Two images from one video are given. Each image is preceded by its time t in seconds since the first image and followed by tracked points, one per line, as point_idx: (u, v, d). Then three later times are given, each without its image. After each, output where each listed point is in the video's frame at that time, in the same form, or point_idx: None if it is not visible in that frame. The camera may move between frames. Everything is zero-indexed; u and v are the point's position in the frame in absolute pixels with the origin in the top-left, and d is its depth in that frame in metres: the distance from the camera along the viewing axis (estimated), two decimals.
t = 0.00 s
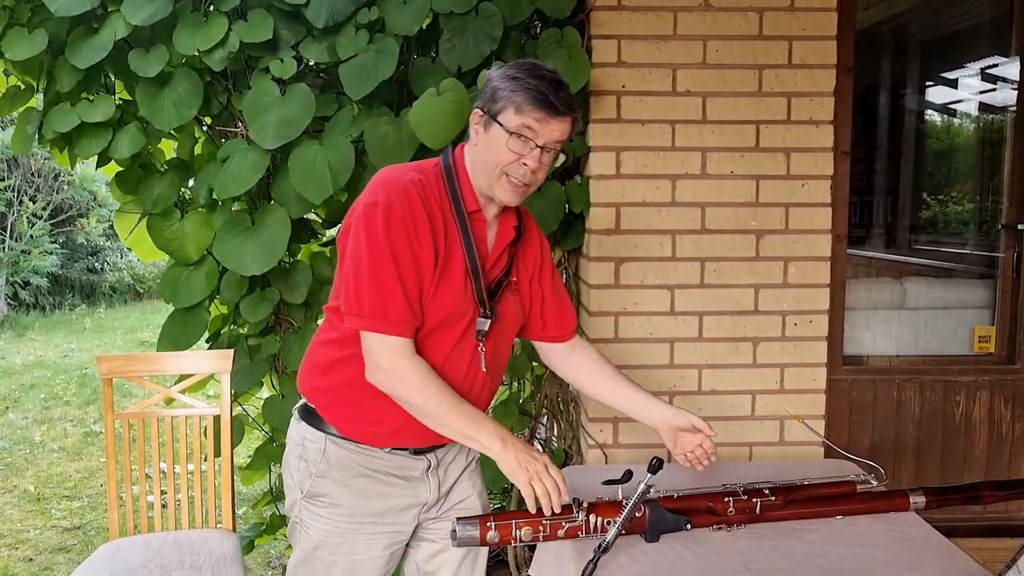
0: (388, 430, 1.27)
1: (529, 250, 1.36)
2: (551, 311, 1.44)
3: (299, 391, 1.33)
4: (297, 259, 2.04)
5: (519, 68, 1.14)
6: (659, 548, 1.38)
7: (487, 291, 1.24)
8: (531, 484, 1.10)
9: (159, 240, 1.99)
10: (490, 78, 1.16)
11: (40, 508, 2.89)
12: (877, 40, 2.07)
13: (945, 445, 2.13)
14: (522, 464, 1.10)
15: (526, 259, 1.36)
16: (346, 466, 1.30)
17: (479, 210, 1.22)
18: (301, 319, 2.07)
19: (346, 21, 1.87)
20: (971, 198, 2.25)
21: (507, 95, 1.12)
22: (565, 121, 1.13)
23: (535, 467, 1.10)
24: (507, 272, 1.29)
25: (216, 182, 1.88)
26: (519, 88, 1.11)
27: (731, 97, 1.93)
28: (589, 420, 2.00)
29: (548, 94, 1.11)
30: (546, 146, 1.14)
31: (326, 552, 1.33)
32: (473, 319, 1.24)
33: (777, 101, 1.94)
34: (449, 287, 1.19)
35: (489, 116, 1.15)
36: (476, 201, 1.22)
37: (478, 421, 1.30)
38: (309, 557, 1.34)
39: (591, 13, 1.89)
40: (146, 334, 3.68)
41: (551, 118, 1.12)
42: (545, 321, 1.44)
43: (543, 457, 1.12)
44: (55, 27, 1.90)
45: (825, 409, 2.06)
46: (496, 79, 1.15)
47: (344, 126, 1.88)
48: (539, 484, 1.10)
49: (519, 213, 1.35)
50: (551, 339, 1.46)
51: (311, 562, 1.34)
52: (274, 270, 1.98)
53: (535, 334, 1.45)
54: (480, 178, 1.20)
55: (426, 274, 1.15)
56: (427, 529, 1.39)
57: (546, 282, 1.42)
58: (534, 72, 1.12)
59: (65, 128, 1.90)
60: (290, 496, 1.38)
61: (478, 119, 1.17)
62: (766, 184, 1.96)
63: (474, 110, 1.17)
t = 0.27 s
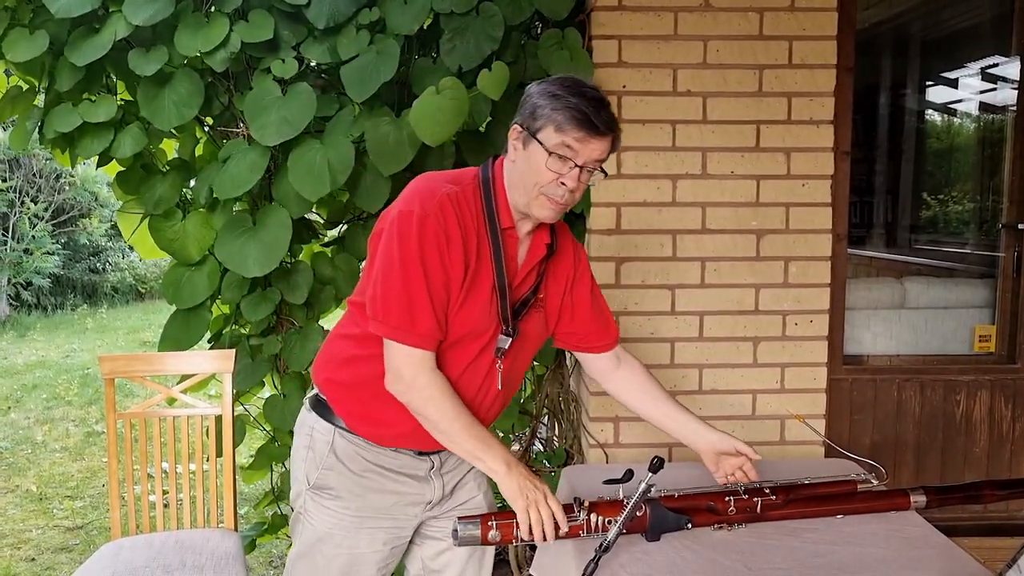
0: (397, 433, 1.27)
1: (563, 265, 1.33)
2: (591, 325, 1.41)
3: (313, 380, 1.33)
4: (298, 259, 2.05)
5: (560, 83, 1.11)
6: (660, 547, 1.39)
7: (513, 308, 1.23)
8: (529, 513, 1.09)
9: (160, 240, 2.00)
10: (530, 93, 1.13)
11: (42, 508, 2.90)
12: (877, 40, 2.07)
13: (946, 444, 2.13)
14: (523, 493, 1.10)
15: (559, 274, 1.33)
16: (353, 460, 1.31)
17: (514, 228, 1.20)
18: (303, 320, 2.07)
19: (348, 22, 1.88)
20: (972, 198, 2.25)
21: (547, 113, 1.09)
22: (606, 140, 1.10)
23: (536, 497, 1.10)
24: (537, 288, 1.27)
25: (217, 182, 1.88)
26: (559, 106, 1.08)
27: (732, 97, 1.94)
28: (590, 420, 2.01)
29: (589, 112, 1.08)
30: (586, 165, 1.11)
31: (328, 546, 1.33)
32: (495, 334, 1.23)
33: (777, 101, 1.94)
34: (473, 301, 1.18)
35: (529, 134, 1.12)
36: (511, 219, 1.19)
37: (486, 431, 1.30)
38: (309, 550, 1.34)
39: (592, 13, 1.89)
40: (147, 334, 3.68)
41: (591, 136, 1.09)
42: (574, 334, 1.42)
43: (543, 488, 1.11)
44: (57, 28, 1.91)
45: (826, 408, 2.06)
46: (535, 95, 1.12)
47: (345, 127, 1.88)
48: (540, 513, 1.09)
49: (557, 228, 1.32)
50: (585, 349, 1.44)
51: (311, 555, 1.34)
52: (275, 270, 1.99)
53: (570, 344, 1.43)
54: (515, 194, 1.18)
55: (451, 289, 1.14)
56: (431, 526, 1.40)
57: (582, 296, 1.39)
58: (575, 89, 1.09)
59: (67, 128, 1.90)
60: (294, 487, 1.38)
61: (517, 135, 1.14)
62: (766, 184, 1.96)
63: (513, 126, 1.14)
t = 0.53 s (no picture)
0: (399, 437, 1.27)
1: (574, 277, 1.33)
2: (601, 331, 1.42)
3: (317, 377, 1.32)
4: (298, 258, 2.05)
5: (601, 109, 1.09)
6: (660, 547, 1.39)
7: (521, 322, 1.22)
8: (524, 523, 1.09)
9: (161, 239, 2.00)
10: (568, 119, 1.10)
11: (42, 507, 2.90)
12: (878, 39, 2.07)
13: (946, 444, 2.13)
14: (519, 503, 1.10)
15: (568, 287, 1.33)
16: (355, 459, 1.30)
17: (528, 241, 1.18)
18: (303, 318, 2.07)
19: (348, 20, 1.88)
20: (973, 198, 2.25)
21: (594, 143, 1.08)
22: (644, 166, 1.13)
23: (532, 509, 1.10)
24: (546, 301, 1.27)
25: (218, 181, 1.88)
26: (609, 138, 1.08)
27: (733, 97, 1.94)
28: (590, 419, 2.01)
29: (638, 144, 1.09)
30: (625, 191, 1.13)
31: (328, 543, 1.33)
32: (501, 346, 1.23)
33: (778, 101, 1.94)
34: (481, 313, 1.17)
35: (570, 160, 1.10)
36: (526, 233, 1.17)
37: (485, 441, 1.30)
38: (308, 546, 1.34)
39: (593, 13, 1.89)
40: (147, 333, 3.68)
41: (636, 167, 1.11)
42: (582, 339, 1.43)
43: (539, 497, 1.11)
44: (58, 26, 1.91)
45: (826, 408, 2.06)
46: (576, 121, 1.09)
47: (346, 126, 1.88)
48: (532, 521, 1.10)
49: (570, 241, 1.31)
50: (593, 354, 1.44)
51: (310, 552, 1.34)
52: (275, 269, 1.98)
53: (585, 349, 1.45)
54: (535, 211, 1.16)
55: (460, 302, 1.13)
56: (430, 525, 1.40)
57: (592, 306, 1.39)
58: (619, 118, 1.09)
59: (67, 127, 1.90)
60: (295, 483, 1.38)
61: (552, 158, 1.11)
62: (766, 183, 1.96)
63: (548, 148, 1.11)
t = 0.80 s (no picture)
0: (402, 444, 1.27)
1: (585, 292, 1.33)
2: (613, 343, 1.42)
3: (319, 377, 1.31)
4: (299, 257, 2.05)
5: (634, 141, 1.09)
6: (660, 547, 1.39)
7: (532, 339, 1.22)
8: (527, 528, 1.11)
9: (162, 238, 2.00)
10: (601, 149, 1.09)
11: (42, 506, 2.90)
12: (879, 39, 2.07)
13: (946, 445, 2.13)
14: (522, 513, 1.11)
15: (579, 302, 1.33)
16: (354, 460, 1.30)
17: (543, 260, 1.18)
18: (304, 318, 2.07)
19: (349, 20, 1.88)
20: (973, 199, 2.24)
21: (629, 177, 1.08)
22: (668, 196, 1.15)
23: (535, 517, 1.12)
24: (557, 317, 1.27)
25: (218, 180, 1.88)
26: (643, 173, 1.08)
27: (733, 97, 1.94)
28: (590, 419, 2.01)
29: (668, 178, 1.10)
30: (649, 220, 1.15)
31: (326, 543, 1.33)
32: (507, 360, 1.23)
33: (779, 101, 1.94)
34: (492, 329, 1.17)
35: (600, 191, 1.10)
36: (541, 252, 1.17)
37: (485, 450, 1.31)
38: (305, 546, 1.35)
39: (594, 12, 1.89)
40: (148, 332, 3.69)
41: (664, 199, 1.12)
42: (591, 349, 1.43)
43: (543, 503, 1.13)
44: (59, 25, 1.91)
45: (826, 408, 2.05)
46: (609, 152, 1.08)
47: (346, 125, 1.89)
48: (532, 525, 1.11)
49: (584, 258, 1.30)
50: (600, 363, 1.45)
51: (307, 551, 1.34)
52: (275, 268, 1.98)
53: (598, 360, 1.45)
54: (553, 232, 1.16)
55: (473, 319, 1.13)
56: (428, 525, 1.41)
57: (604, 320, 1.39)
58: (652, 152, 1.09)
59: (68, 125, 1.90)
60: (293, 483, 1.38)
61: (582, 186, 1.10)
62: (767, 183, 1.96)
63: (578, 177, 1.10)
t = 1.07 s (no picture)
0: (402, 447, 1.27)
1: (591, 299, 1.32)
2: (620, 345, 1.42)
3: (320, 378, 1.31)
4: (299, 257, 2.05)
5: (639, 149, 1.09)
6: (659, 546, 1.39)
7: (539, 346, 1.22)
8: (524, 530, 1.13)
9: (162, 237, 2.00)
10: (607, 158, 1.09)
11: (42, 504, 2.91)
12: (879, 39, 2.07)
13: (947, 445, 2.13)
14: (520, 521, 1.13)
15: (586, 309, 1.33)
16: (353, 462, 1.31)
17: (550, 267, 1.17)
18: (304, 317, 2.07)
19: (349, 19, 1.88)
20: (974, 199, 2.24)
21: (636, 185, 1.08)
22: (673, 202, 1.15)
23: (536, 520, 1.14)
24: (563, 324, 1.26)
25: (218, 179, 1.89)
26: (650, 180, 1.08)
27: (734, 97, 1.94)
28: (591, 419, 2.01)
29: (674, 184, 1.11)
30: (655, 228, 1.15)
31: (325, 545, 1.33)
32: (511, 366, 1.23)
33: (779, 101, 1.94)
34: (497, 335, 1.16)
35: (608, 200, 1.10)
36: (549, 259, 1.16)
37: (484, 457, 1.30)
38: (304, 547, 1.35)
39: (594, 12, 1.89)
40: (148, 331, 3.69)
41: (670, 205, 1.13)
42: (597, 352, 1.43)
43: (544, 504, 1.15)
44: (59, 24, 1.91)
45: (826, 408, 2.05)
46: (615, 160, 1.08)
47: (346, 125, 1.89)
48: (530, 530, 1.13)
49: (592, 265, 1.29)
50: (604, 365, 1.45)
51: (306, 552, 1.35)
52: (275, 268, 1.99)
53: (605, 361, 1.45)
54: (560, 240, 1.15)
55: (478, 326, 1.12)
56: (428, 526, 1.41)
57: (612, 325, 1.39)
58: (657, 158, 1.10)
59: (69, 124, 1.90)
60: (293, 484, 1.38)
61: (589, 196, 1.10)
62: (768, 183, 1.96)
63: (585, 187, 1.10)
